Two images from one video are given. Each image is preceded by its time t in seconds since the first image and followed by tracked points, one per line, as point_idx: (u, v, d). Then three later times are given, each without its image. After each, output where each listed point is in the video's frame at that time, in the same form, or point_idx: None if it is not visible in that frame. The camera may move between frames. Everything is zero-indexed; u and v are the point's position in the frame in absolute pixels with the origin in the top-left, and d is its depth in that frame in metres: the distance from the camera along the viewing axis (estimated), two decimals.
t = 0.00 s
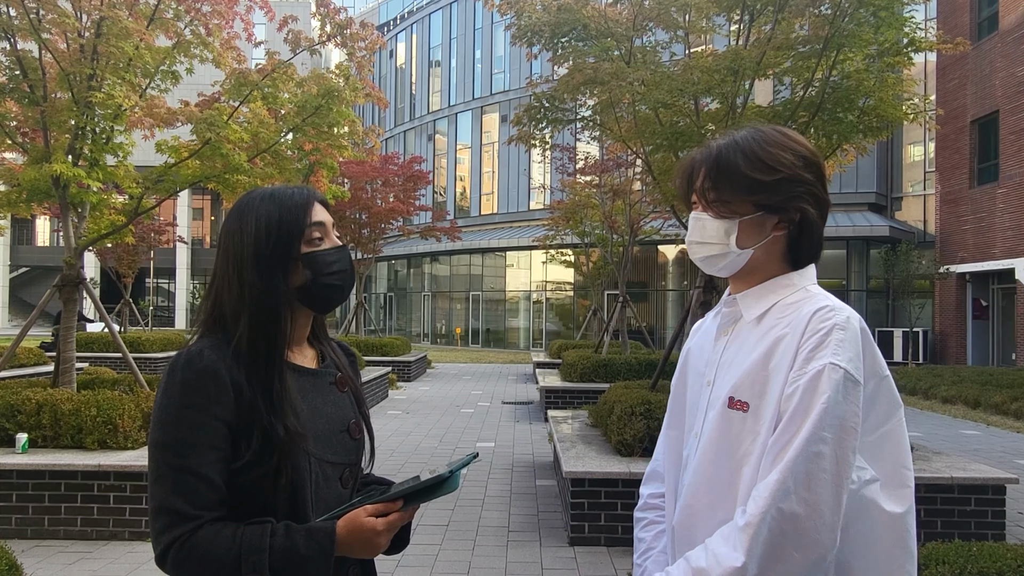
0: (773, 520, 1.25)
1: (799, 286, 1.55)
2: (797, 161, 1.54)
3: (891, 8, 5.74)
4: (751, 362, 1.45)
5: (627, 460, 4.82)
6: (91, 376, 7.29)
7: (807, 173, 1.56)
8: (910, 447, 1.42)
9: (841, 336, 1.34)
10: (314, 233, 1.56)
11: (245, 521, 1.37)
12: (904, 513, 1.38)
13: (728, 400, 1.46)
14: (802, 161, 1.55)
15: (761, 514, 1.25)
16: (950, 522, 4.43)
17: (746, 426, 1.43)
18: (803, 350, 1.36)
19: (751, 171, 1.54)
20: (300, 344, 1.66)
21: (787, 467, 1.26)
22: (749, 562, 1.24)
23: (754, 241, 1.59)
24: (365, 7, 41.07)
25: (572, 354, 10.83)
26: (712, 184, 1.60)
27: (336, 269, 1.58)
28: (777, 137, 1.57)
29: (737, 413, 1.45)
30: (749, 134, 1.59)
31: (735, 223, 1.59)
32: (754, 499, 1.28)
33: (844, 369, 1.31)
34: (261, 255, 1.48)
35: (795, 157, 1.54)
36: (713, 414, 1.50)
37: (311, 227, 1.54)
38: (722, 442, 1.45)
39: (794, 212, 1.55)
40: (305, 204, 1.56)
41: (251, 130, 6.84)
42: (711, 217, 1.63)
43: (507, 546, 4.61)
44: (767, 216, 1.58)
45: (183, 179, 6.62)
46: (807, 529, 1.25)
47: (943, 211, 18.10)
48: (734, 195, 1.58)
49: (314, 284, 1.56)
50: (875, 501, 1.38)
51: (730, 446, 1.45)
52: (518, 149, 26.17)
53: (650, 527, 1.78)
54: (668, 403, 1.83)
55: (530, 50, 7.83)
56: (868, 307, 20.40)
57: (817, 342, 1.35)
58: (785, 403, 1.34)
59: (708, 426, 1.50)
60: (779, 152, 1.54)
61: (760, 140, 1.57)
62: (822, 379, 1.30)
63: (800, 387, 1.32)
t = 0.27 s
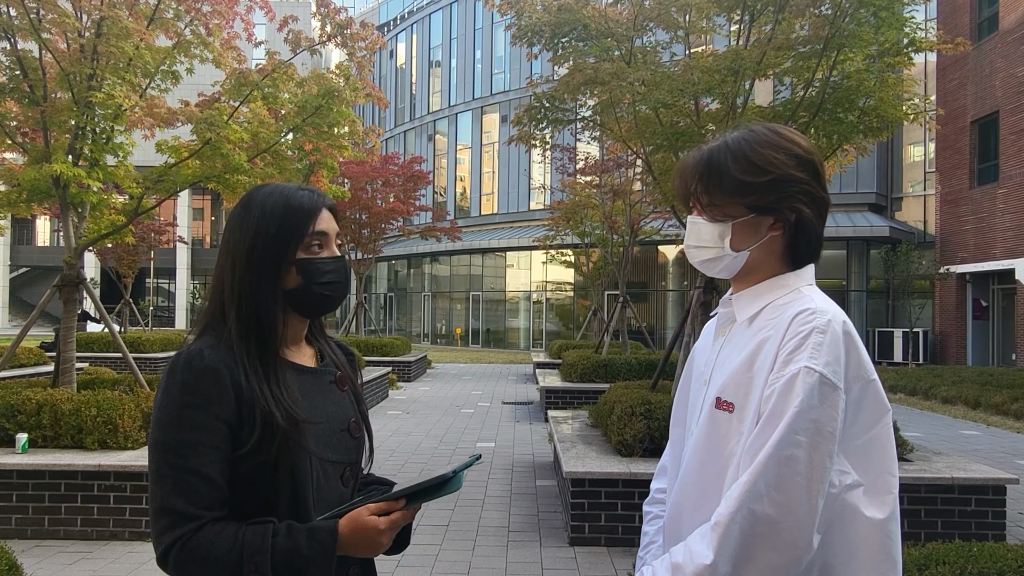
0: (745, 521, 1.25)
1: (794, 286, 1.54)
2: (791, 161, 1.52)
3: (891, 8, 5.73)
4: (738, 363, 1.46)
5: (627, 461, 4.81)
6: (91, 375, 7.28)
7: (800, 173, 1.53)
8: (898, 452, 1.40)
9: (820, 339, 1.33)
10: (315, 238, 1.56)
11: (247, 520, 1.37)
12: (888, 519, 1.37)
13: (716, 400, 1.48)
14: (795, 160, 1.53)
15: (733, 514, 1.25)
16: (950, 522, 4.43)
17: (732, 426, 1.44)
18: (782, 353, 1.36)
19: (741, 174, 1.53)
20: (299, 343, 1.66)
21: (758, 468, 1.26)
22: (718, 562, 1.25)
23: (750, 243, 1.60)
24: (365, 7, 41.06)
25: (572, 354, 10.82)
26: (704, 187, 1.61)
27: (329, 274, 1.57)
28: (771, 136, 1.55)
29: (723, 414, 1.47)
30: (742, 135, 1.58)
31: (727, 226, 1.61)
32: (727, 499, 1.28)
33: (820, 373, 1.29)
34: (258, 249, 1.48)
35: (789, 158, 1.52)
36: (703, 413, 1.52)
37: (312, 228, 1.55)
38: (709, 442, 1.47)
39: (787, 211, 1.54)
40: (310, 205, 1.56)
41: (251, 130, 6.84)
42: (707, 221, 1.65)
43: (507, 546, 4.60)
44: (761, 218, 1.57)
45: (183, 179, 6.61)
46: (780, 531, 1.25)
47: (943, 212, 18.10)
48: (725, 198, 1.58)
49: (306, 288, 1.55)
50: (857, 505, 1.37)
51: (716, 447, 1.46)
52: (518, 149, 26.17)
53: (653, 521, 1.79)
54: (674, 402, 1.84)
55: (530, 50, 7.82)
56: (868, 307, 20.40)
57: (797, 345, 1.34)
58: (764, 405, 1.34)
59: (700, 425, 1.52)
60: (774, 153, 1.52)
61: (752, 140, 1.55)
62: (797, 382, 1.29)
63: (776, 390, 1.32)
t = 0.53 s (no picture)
0: (742, 523, 1.26)
1: (791, 286, 1.54)
2: (792, 164, 1.52)
3: (891, 8, 5.72)
4: (731, 365, 1.46)
5: (627, 461, 4.81)
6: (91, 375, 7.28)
7: (800, 176, 1.53)
8: (890, 451, 1.40)
9: (810, 342, 1.32)
10: (311, 235, 1.56)
11: (248, 520, 1.37)
12: (879, 518, 1.36)
13: (711, 403, 1.49)
14: (796, 164, 1.53)
15: (729, 517, 1.26)
16: (950, 523, 4.43)
17: (728, 428, 1.44)
18: (773, 356, 1.36)
19: (742, 176, 1.53)
20: (300, 342, 1.66)
21: (751, 472, 1.26)
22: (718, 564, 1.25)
23: (745, 245, 1.60)
24: (365, 7, 41.06)
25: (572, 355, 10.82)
26: (705, 186, 1.61)
27: (331, 271, 1.58)
28: (774, 140, 1.54)
29: (719, 416, 1.47)
30: (742, 136, 1.58)
31: (725, 227, 1.61)
32: (723, 503, 1.29)
33: (810, 376, 1.29)
34: (261, 251, 1.47)
35: (790, 161, 1.52)
36: (700, 416, 1.52)
37: (311, 229, 1.54)
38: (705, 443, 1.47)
39: (784, 216, 1.55)
40: (304, 204, 1.55)
41: (251, 131, 6.85)
42: (705, 219, 1.65)
43: (507, 547, 4.60)
44: (758, 221, 1.57)
45: (183, 179, 6.61)
46: (774, 533, 1.25)
47: (943, 212, 18.10)
48: (725, 199, 1.58)
49: (308, 286, 1.56)
50: (850, 505, 1.37)
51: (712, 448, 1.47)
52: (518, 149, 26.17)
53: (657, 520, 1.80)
54: (674, 402, 1.85)
55: (530, 51, 7.82)
56: (868, 307, 20.40)
57: (787, 348, 1.34)
58: (757, 408, 1.34)
59: (696, 427, 1.52)
60: (774, 154, 1.52)
61: (756, 142, 1.54)
62: (788, 385, 1.29)
63: (767, 394, 1.32)
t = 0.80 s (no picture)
0: (753, 519, 1.25)
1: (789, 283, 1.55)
2: (791, 165, 1.54)
3: (892, 9, 5.73)
4: (732, 363, 1.46)
5: (627, 460, 4.81)
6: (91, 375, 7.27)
7: (799, 177, 1.55)
8: (893, 442, 1.40)
9: (811, 336, 1.33)
10: (315, 238, 1.55)
11: (250, 521, 1.37)
12: (887, 506, 1.36)
13: (713, 401, 1.48)
14: (794, 165, 1.55)
15: (741, 514, 1.25)
16: (951, 523, 4.43)
17: (731, 425, 1.44)
18: (775, 351, 1.36)
19: (744, 175, 1.53)
20: (301, 343, 1.65)
21: (759, 467, 1.26)
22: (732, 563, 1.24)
23: (743, 243, 1.60)
24: (365, 7, 41.05)
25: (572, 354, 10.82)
26: (706, 184, 1.60)
27: (332, 276, 1.58)
28: (773, 141, 1.56)
29: (722, 413, 1.46)
30: (742, 138, 1.59)
31: (723, 224, 1.60)
32: (733, 501, 1.28)
33: (813, 368, 1.29)
34: (261, 253, 1.47)
35: (788, 162, 1.54)
36: (702, 414, 1.51)
37: (312, 230, 1.54)
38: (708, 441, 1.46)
39: (782, 216, 1.55)
40: (307, 206, 1.55)
41: (251, 130, 6.85)
42: (704, 217, 1.63)
43: (507, 547, 4.60)
44: (756, 219, 1.57)
45: (183, 179, 6.60)
46: (785, 527, 1.25)
47: (943, 212, 18.10)
48: (724, 197, 1.58)
49: (310, 290, 1.56)
50: (857, 496, 1.37)
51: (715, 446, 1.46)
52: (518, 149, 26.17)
53: (662, 522, 1.79)
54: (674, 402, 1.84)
55: (530, 50, 7.82)
56: (868, 307, 20.40)
57: (789, 342, 1.34)
58: (760, 404, 1.34)
59: (698, 427, 1.51)
60: (773, 156, 1.53)
61: (756, 144, 1.56)
62: (792, 380, 1.29)
63: (771, 388, 1.32)
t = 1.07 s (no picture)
0: (766, 517, 1.25)
1: (802, 282, 1.55)
2: (801, 161, 1.54)
3: (892, 9, 5.72)
4: (747, 361, 1.45)
5: (628, 460, 4.81)
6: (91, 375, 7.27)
7: (810, 172, 1.55)
8: (909, 442, 1.41)
9: (831, 334, 1.33)
10: (316, 240, 1.55)
11: (253, 520, 1.37)
12: (902, 509, 1.37)
13: (726, 400, 1.47)
14: (804, 161, 1.55)
15: (756, 513, 1.24)
16: (952, 523, 4.42)
17: (744, 424, 1.43)
18: (793, 350, 1.35)
19: (755, 172, 1.53)
20: (302, 342, 1.65)
21: (775, 466, 1.25)
22: (744, 562, 1.24)
23: (761, 242, 1.59)
24: (365, 7, 41.06)
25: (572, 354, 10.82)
26: (718, 187, 1.60)
27: (333, 276, 1.58)
28: (778, 137, 1.56)
29: (735, 412, 1.45)
30: (750, 135, 1.59)
31: (740, 224, 1.59)
32: (746, 500, 1.27)
33: (832, 367, 1.29)
34: (263, 252, 1.47)
35: (798, 157, 1.54)
36: (713, 413, 1.50)
37: (312, 233, 1.53)
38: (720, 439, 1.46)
39: (797, 210, 1.55)
40: (309, 206, 1.54)
41: (252, 130, 6.84)
42: (717, 219, 1.63)
43: (507, 547, 4.60)
44: (771, 216, 1.57)
45: (183, 179, 6.60)
46: (797, 526, 1.25)
47: (943, 212, 18.11)
48: (737, 197, 1.57)
49: (311, 290, 1.56)
50: (871, 497, 1.37)
51: (727, 444, 1.45)
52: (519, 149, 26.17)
53: (663, 525, 1.79)
54: (678, 403, 1.84)
55: (531, 51, 7.81)
56: (868, 307, 20.41)
57: (807, 340, 1.34)
58: (777, 401, 1.34)
59: (710, 426, 1.50)
60: (782, 152, 1.53)
61: (761, 140, 1.56)
62: (811, 377, 1.29)
63: (788, 386, 1.31)
